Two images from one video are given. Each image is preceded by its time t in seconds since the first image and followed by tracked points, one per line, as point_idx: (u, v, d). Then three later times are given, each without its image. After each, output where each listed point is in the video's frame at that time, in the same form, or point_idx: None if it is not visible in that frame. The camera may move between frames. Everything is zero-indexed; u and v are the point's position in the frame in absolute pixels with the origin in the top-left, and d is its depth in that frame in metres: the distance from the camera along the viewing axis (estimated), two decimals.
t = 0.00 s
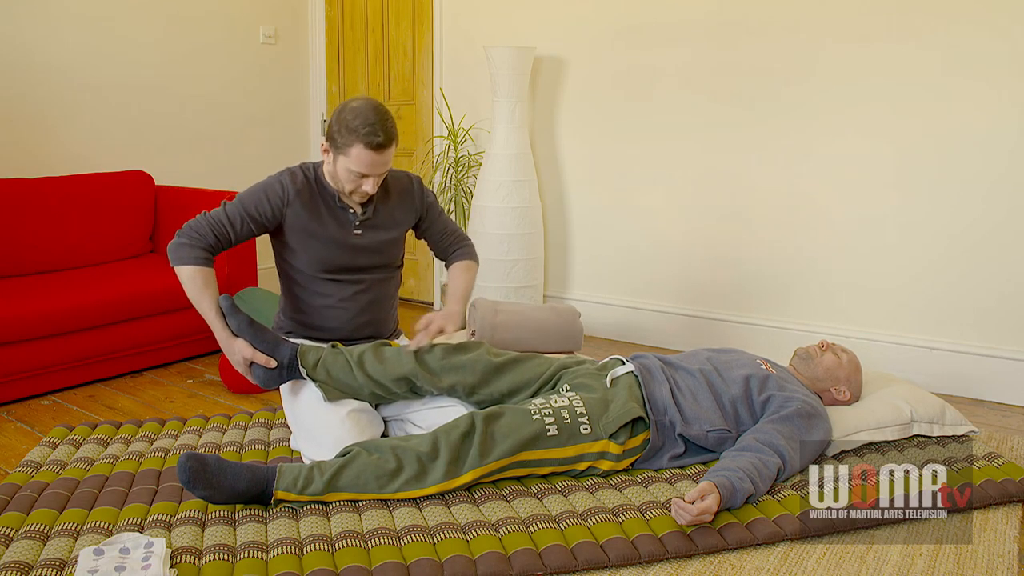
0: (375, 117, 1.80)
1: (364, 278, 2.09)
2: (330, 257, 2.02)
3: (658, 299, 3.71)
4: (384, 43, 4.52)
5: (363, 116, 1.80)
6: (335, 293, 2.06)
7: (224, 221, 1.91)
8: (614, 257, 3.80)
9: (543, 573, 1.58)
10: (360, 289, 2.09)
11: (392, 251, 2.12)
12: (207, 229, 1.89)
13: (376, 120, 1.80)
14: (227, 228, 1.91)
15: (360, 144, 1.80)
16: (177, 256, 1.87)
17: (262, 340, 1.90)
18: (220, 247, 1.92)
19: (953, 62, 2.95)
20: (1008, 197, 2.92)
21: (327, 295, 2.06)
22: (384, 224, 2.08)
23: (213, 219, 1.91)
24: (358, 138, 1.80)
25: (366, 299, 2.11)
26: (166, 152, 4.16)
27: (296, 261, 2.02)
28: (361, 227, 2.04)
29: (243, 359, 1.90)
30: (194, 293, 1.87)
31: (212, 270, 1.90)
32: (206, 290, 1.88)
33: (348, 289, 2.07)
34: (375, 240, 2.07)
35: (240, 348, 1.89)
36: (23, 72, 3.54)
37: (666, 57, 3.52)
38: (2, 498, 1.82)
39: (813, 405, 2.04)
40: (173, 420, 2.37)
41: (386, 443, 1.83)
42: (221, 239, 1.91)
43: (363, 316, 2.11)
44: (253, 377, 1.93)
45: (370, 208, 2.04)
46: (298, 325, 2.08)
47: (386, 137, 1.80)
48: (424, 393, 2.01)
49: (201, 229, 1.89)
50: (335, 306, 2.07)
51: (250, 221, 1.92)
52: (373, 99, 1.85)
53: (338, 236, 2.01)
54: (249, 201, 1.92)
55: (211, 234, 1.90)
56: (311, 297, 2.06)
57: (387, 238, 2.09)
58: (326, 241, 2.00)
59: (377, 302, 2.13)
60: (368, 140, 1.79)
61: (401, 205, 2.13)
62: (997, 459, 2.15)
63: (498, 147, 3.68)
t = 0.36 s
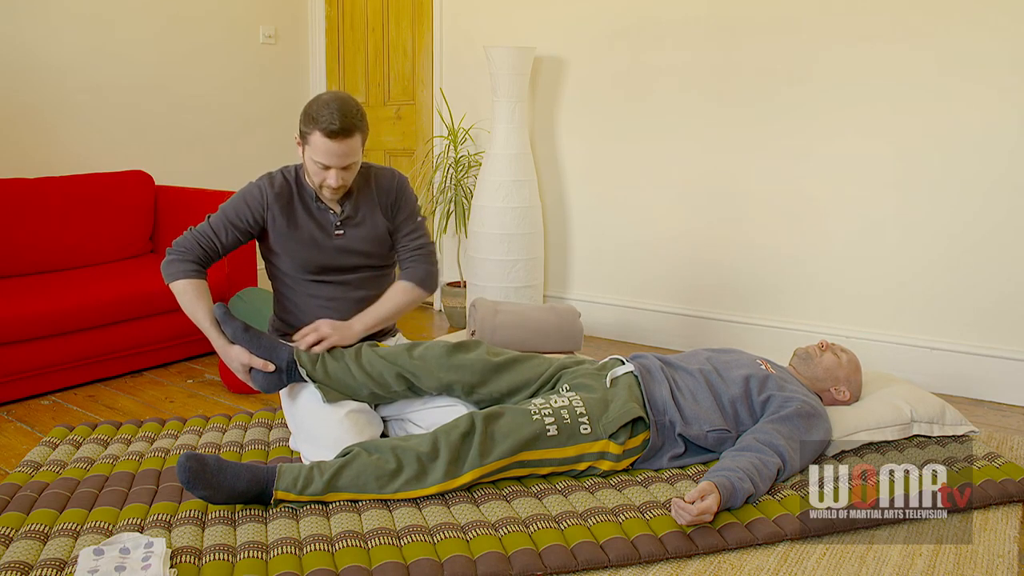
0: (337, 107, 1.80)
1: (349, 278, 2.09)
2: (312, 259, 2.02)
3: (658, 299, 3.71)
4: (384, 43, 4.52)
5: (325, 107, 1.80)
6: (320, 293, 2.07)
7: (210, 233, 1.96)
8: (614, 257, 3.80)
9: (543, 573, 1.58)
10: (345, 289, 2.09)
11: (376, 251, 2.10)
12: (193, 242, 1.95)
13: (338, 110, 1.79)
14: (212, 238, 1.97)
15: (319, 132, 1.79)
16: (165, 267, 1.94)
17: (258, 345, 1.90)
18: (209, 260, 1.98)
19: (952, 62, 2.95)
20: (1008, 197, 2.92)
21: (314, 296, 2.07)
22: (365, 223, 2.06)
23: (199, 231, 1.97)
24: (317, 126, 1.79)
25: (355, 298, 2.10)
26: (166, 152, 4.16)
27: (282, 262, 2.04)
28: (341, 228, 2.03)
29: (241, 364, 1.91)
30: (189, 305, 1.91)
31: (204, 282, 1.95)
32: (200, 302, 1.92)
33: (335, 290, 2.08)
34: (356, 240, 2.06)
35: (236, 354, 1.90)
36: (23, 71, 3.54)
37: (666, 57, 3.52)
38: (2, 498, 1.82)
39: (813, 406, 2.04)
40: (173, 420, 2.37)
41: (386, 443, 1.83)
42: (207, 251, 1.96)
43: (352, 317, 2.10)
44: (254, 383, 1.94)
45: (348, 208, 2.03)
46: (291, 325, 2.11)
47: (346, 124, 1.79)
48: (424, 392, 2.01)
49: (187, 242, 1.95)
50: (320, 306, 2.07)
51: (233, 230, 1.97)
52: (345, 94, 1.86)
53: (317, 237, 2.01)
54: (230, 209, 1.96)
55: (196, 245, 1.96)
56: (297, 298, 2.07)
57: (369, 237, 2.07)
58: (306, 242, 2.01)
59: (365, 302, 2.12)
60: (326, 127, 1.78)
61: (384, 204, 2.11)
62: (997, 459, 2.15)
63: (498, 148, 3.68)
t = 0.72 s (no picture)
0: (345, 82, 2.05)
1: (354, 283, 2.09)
2: (319, 264, 2.02)
3: (658, 299, 3.71)
4: (384, 43, 4.52)
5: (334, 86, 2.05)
6: (326, 298, 2.07)
7: (210, 237, 1.95)
8: (614, 257, 3.80)
9: (543, 573, 1.58)
10: (351, 293, 2.09)
11: (381, 254, 2.12)
12: (193, 246, 1.94)
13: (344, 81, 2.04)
14: (213, 244, 1.95)
15: (324, 88, 1.99)
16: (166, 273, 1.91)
17: (257, 347, 1.90)
18: (208, 263, 1.97)
19: (953, 62, 2.95)
20: (1008, 198, 2.92)
21: (321, 302, 2.06)
22: (369, 226, 2.08)
23: (199, 236, 1.95)
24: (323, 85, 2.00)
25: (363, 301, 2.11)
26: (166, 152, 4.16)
27: (288, 269, 2.03)
28: (347, 231, 2.04)
29: (242, 367, 1.91)
30: (188, 308, 1.90)
31: (202, 286, 1.93)
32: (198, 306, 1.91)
33: (341, 294, 2.08)
34: (362, 243, 2.07)
35: (237, 358, 1.91)
36: (23, 71, 3.54)
37: (666, 57, 3.52)
38: (2, 498, 1.82)
39: (813, 405, 2.04)
40: (173, 420, 2.37)
41: (386, 443, 1.83)
42: (207, 255, 1.95)
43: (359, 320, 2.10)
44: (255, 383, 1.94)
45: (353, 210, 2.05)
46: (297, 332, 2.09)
47: (347, 82, 2.01)
48: (424, 392, 2.01)
49: (188, 246, 1.94)
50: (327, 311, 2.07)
51: (235, 235, 1.96)
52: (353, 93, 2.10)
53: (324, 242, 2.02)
54: (233, 215, 1.95)
55: (197, 250, 1.94)
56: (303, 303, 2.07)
57: (374, 240, 2.09)
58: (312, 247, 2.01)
59: (370, 306, 2.13)
60: (331, 83, 1.99)
61: (387, 206, 2.13)
62: (997, 459, 2.15)
63: (498, 148, 3.68)
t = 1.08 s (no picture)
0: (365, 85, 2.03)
1: (361, 288, 2.09)
2: (328, 268, 2.02)
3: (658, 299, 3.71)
4: (384, 43, 4.51)
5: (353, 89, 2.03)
6: (332, 301, 2.07)
7: (221, 222, 1.92)
8: (614, 257, 3.80)
9: (543, 573, 1.58)
10: (356, 298, 2.09)
11: (389, 261, 2.11)
12: (203, 229, 1.91)
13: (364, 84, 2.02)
14: (223, 231, 1.92)
15: (343, 92, 1.97)
16: (173, 255, 1.89)
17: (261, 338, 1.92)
18: (215, 246, 1.94)
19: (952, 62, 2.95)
20: (1008, 197, 2.92)
21: (326, 303, 2.07)
22: (381, 233, 2.07)
23: (211, 220, 1.92)
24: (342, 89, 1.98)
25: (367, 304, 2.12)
26: (166, 152, 4.16)
27: (296, 267, 2.03)
28: (358, 237, 2.03)
29: (240, 355, 1.92)
30: (188, 292, 1.91)
31: (205, 270, 1.92)
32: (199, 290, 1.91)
33: (347, 297, 2.08)
34: (372, 250, 2.06)
35: (235, 344, 1.91)
36: (23, 71, 3.54)
37: (666, 57, 3.52)
38: (2, 498, 1.82)
39: (813, 405, 2.04)
40: (173, 420, 2.37)
41: (386, 443, 1.83)
42: (215, 240, 1.92)
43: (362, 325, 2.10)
44: (251, 374, 1.96)
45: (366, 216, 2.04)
46: (299, 330, 2.10)
47: (368, 86, 1.98)
48: (424, 392, 2.01)
49: (198, 229, 1.90)
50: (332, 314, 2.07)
51: (246, 226, 1.93)
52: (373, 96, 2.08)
53: (335, 246, 2.01)
54: (248, 207, 1.93)
55: (208, 236, 1.91)
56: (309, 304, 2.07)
57: (384, 248, 2.08)
58: (323, 250, 2.00)
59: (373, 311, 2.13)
60: (351, 88, 1.97)
61: (399, 212, 2.12)
62: (997, 459, 2.15)
63: (498, 147, 3.68)
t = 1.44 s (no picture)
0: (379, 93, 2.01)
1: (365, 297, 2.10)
2: (336, 276, 2.02)
3: (658, 299, 3.71)
4: (384, 43, 4.51)
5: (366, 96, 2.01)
6: (336, 308, 2.08)
7: (238, 215, 1.87)
8: (614, 257, 3.80)
9: (543, 573, 1.58)
10: (360, 306, 2.10)
11: (396, 272, 2.11)
12: (218, 216, 1.85)
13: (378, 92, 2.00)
14: (238, 224, 1.87)
15: (358, 102, 1.95)
16: (182, 239, 1.81)
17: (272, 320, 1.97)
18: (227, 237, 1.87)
19: (952, 62, 2.95)
20: (1008, 197, 2.92)
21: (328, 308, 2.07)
22: (391, 244, 2.07)
23: (227, 208, 1.87)
24: (356, 99, 1.96)
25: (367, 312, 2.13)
26: (166, 152, 4.16)
27: (303, 270, 2.03)
28: (369, 248, 2.03)
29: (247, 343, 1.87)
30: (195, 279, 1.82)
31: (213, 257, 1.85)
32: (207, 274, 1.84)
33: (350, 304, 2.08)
34: (380, 261, 2.06)
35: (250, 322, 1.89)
36: (23, 72, 3.54)
37: (666, 57, 3.52)
38: (2, 498, 1.83)
39: (813, 405, 2.04)
40: (173, 420, 2.37)
41: (386, 443, 1.83)
42: (230, 230, 1.86)
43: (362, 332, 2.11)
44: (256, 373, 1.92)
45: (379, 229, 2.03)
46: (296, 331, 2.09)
47: (383, 96, 1.97)
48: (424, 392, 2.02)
49: (212, 215, 1.84)
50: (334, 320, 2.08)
51: (262, 223, 1.89)
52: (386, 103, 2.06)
53: (345, 256, 2.01)
54: (266, 205, 1.90)
55: (223, 226, 1.85)
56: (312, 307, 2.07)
57: (392, 259, 2.08)
58: (333, 259, 2.00)
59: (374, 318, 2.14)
60: (366, 97, 1.96)
61: (411, 224, 2.11)
62: (997, 459, 2.15)
63: (498, 148, 3.68)
